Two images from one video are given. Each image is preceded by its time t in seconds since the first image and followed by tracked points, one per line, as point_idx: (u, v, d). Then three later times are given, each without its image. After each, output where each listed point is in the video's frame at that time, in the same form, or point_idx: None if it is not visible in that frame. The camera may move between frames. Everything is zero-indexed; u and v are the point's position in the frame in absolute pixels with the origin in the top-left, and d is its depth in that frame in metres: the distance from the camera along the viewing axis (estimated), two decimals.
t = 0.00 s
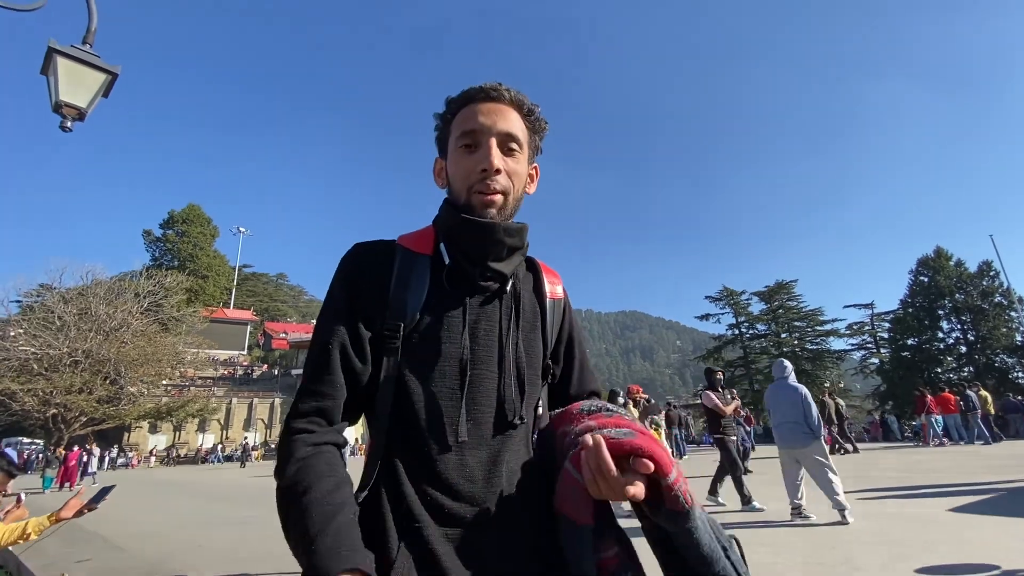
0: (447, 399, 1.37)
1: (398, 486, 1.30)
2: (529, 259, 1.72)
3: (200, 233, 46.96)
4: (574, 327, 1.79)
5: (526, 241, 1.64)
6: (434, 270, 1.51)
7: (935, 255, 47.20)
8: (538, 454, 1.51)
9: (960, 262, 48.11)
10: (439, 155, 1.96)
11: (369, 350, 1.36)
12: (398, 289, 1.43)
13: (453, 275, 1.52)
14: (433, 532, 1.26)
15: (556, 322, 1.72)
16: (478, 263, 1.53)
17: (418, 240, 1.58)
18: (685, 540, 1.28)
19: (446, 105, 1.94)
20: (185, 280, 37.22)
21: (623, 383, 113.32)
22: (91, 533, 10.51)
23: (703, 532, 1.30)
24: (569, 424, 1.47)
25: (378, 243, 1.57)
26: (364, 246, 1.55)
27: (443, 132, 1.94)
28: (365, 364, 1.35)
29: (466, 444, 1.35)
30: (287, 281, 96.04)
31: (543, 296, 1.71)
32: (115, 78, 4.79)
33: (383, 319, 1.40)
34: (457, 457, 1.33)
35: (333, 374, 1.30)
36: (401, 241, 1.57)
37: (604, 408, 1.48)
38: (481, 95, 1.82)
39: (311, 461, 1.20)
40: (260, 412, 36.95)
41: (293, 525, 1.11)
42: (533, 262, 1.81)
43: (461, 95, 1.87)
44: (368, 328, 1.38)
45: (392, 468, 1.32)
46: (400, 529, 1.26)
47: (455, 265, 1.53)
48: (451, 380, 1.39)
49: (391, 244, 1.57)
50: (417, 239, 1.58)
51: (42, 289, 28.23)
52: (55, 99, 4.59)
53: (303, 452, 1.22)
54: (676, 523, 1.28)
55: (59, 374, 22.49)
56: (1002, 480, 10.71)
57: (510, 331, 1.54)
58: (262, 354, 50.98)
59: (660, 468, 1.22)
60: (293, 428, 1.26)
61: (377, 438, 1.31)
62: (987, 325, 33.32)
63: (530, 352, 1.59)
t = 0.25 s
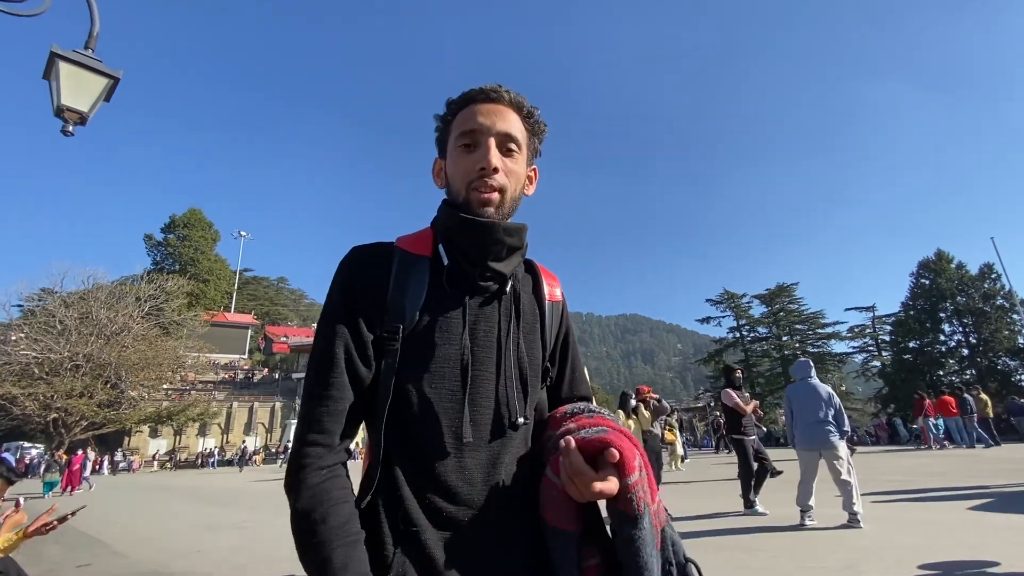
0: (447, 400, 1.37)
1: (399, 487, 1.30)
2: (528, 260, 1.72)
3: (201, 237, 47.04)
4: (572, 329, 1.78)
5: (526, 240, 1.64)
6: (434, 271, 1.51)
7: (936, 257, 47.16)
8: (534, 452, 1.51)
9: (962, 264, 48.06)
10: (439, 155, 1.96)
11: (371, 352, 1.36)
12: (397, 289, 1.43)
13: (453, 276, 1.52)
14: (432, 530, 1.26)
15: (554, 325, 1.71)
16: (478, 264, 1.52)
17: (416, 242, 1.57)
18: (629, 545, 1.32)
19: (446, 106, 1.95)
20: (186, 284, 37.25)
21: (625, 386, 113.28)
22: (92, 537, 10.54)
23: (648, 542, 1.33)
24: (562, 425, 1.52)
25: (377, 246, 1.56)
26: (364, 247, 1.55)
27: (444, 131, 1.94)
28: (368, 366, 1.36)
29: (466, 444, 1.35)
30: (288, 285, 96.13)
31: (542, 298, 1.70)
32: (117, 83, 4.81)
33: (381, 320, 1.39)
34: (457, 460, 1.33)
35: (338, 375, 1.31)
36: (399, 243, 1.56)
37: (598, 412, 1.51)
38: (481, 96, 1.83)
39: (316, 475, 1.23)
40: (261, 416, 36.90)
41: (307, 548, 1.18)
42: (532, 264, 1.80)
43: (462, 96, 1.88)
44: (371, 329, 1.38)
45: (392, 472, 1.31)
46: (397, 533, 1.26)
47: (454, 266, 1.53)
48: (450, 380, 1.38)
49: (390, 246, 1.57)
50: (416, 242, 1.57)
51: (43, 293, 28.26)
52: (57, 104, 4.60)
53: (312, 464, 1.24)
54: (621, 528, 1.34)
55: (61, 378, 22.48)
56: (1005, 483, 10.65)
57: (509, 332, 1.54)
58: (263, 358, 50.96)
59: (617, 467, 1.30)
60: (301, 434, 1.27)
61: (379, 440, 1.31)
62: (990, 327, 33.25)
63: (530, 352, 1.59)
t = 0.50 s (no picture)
0: (451, 414, 1.21)
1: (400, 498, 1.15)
2: (525, 265, 1.55)
3: (203, 239, 47.05)
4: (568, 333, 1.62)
5: (523, 247, 1.48)
6: (432, 277, 1.36)
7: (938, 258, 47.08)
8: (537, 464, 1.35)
9: (963, 266, 47.97)
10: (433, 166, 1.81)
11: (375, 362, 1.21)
12: (395, 294, 1.28)
13: (452, 283, 1.36)
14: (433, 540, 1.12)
15: (551, 331, 1.54)
16: (477, 267, 1.37)
17: (412, 246, 1.41)
18: (592, 550, 1.16)
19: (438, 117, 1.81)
20: (188, 287, 37.22)
21: (626, 388, 113.27)
22: (90, 542, 10.41)
23: (614, 546, 1.17)
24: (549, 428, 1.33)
25: (370, 252, 1.40)
26: (358, 254, 1.39)
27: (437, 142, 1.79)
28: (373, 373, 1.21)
29: (468, 451, 1.20)
30: (289, 288, 96.18)
31: (539, 302, 1.54)
32: (121, 88, 4.69)
33: (381, 327, 1.25)
34: (470, 486, 1.18)
35: (344, 385, 1.17)
36: (395, 247, 1.41)
37: (586, 416, 1.35)
38: (474, 103, 1.68)
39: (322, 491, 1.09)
40: (262, 419, 36.80)
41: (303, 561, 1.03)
42: (528, 269, 1.65)
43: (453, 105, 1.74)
44: (375, 332, 1.24)
45: (390, 482, 1.17)
46: (398, 537, 1.12)
47: (452, 272, 1.37)
48: (454, 388, 1.23)
49: (387, 250, 1.41)
50: (413, 246, 1.40)
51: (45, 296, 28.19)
52: (60, 108, 4.47)
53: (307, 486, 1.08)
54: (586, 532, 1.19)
55: (63, 382, 22.41)
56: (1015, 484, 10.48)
57: (508, 337, 1.37)
58: (264, 361, 50.86)
59: (576, 468, 1.18)
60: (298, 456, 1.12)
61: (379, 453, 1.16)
62: (993, 328, 33.12)
63: (527, 357, 1.43)
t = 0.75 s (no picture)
0: (446, 412, 1.32)
1: (394, 500, 1.25)
2: (521, 264, 1.65)
3: (206, 242, 47.26)
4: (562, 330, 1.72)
5: (519, 246, 1.58)
6: (428, 277, 1.46)
7: (942, 257, 46.94)
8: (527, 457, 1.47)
9: (967, 265, 47.80)
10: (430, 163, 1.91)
11: (370, 362, 1.31)
12: (389, 297, 1.38)
13: (448, 283, 1.46)
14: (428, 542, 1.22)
15: (545, 328, 1.65)
16: (472, 269, 1.47)
17: (408, 246, 1.51)
18: (593, 542, 1.25)
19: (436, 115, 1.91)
20: (191, 289, 37.40)
21: (629, 389, 113.19)
22: (97, 543, 10.53)
23: (613, 535, 1.26)
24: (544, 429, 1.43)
25: (368, 251, 1.50)
26: (354, 254, 1.48)
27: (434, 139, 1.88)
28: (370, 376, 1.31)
29: (459, 454, 1.30)
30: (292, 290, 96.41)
31: (533, 302, 1.65)
32: (123, 92, 4.81)
33: (376, 330, 1.35)
34: (461, 480, 1.29)
35: (334, 390, 1.27)
36: (390, 247, 1.51)
37: (578, 412, 1.45)
38: (475, 107, 1.78)
39: (315, 496, 1.19)
40: (265, 421, 36.91)
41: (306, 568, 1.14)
42: (521, 267, 1.76)
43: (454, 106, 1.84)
44: (371, 331, 1.34)
45: (385, 486, 1.26)
46: (392, 540, 1.22)
47: (448, 272, 1.47)
48: (448, 391, 1.34)
49: (382, 251, 1.52)
50: (407, 247, 1.51)
51: (49, 300, 28.38)
52: (64, 113, 4.60)
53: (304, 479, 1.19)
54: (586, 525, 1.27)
55: (66, 384, 22.57)
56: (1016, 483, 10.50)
57: (502, 338, 1.48)
58: (267, 363, 51.04)
59: (569, 466, 1.26)
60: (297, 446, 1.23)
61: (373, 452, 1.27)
62: (997, 327, 33.03)
63: (523, 356, 1.54)
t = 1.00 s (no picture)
0: (427, 415, 1.35)
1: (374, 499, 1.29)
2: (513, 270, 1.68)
3: (207, 243, 47.39)
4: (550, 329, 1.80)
5: (512, 258, 1.60)
6: (419, 280, 1.48)
7: (943, 254, 46.84)
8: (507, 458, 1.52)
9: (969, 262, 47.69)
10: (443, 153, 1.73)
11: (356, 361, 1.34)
12: (378, 296, 1.39)
13: (437, 288, 1.48)
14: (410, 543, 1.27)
15: (535, 327, 1.74)
16: (465, 274, 1.48)
17: (400, 246, 1.52)
18: (544, 552, 1.24)
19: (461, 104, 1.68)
20: (192, 291, 37.52)
21: (630, 387, 113.26)
22: (102, 543, 10.65)
23: (562, 547, 1.25)
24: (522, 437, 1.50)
25: (360, 248, 1.51)
26: (344, 249, 1.48)
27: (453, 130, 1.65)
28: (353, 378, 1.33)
29: (441, 457, 1.34)
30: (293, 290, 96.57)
31: (523, 304, 1.71)
32: (122, 93, 4.89)
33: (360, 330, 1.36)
34: (441, 479, 1.32)
35: (315, 385, 1.29)
36: (381, 246, 1.51)
37: (550, 419, 1.46)
38: (512, 128, 1.60)
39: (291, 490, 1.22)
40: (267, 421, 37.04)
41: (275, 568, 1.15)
42: (513, 269, 1.79)
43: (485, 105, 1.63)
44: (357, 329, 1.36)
45: (369, 482, 1.31)
46: (373, 543, 1.26)
47: (440, 277, 1.49)
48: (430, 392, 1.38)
49: (372, 248, 1.52)
50: (399, 246, 1.51)
51: (51, 301, 28.50)
52: (64, 114, 4.69)
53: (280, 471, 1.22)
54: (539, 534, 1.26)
55: (69, 386, 22.70)
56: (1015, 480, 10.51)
57: (489, 343, 1.52)
58: (269, 363, 51.18)
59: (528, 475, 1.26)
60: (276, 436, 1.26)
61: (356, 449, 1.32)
62: (998, 325, 32.98)
63: (511, 359, 1.62)
